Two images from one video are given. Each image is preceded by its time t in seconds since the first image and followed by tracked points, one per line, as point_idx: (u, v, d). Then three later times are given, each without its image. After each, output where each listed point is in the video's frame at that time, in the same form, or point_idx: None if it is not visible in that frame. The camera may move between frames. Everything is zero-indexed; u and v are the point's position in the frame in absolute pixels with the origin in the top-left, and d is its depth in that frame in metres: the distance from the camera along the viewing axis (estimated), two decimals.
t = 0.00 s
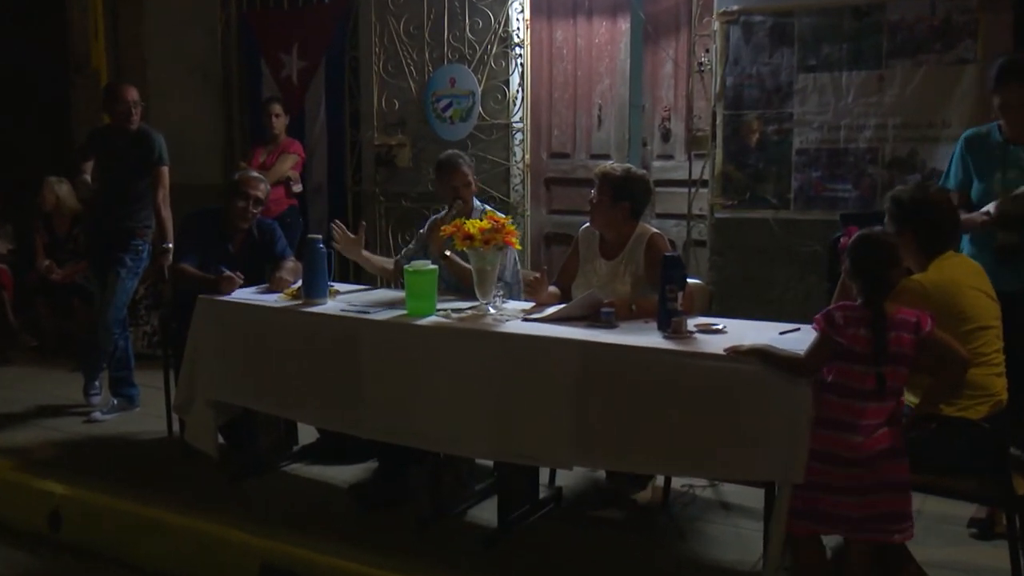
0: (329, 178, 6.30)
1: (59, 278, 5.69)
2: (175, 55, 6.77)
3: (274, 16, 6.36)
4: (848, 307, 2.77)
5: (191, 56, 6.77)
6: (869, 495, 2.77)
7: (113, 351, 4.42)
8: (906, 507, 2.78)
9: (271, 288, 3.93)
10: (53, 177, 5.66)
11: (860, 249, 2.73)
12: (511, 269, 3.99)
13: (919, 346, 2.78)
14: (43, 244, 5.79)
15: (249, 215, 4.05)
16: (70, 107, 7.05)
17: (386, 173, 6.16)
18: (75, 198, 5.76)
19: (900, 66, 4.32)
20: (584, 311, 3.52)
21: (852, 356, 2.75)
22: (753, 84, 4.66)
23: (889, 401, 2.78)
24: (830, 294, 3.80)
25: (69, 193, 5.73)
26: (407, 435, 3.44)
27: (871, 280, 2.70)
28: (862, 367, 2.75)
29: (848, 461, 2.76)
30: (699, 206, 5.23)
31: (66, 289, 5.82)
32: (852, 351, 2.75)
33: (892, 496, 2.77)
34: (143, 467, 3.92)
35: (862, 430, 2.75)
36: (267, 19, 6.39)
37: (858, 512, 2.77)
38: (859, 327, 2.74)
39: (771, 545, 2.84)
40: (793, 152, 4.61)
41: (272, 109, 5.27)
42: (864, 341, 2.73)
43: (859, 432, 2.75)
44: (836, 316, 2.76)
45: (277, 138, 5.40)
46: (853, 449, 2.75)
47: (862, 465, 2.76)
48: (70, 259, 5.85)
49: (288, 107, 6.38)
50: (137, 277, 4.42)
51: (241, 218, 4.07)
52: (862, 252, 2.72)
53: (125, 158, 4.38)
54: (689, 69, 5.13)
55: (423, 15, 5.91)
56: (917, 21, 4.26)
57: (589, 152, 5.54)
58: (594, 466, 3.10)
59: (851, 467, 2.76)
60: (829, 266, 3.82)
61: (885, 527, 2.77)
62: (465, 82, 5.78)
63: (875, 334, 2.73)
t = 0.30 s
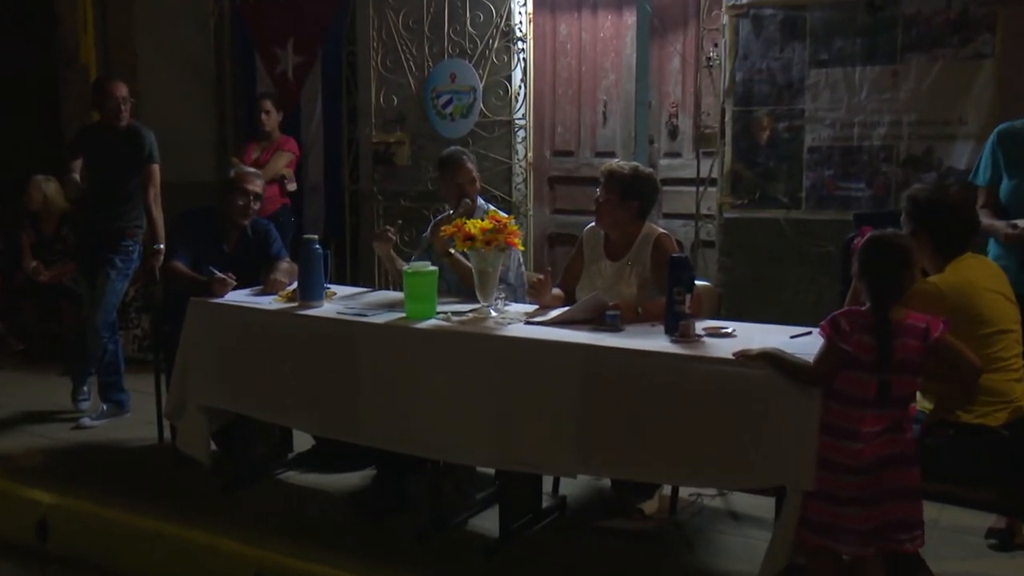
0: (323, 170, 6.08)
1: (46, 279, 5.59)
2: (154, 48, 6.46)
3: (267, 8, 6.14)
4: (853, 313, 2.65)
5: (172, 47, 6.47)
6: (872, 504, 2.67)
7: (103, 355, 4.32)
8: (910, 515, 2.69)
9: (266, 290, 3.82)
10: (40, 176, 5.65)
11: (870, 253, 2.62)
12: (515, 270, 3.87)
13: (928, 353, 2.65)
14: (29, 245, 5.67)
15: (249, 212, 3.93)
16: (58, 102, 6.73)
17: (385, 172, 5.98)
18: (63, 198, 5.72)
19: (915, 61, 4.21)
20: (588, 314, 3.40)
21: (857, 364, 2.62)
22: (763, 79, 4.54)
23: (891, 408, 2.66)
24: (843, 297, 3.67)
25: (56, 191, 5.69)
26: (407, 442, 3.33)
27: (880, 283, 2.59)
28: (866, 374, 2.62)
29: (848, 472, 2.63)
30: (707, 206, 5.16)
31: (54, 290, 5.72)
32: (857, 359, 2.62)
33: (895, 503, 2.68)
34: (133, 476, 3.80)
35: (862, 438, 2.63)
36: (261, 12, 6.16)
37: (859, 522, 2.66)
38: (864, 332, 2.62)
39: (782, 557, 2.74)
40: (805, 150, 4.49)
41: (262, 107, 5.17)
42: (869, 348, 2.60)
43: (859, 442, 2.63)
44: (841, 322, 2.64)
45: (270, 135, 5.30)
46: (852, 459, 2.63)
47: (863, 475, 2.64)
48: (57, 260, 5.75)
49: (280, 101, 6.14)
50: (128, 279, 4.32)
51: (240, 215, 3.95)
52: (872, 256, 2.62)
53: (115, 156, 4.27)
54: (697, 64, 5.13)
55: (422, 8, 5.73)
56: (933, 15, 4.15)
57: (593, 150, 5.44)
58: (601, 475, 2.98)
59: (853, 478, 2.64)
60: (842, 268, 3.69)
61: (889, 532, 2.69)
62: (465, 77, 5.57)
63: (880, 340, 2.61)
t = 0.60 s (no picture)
0: (320, 170, 5.99)
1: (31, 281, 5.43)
2: (148, 46, 6.38)
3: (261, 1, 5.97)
4: (856, 320, 2.59)
5: (170, 45, 6.37)
6: (887, 531, 2.55)
7: (90, 360, 4.21)
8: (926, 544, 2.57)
9: (259, 293, 3.70)
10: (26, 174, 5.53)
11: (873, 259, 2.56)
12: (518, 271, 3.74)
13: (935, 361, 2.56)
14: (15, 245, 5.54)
15: (255, 211, 3.83)
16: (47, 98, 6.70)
17: (382, 169, 5.84)
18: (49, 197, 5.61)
19: (930, 55, 4.09)
20: (592, 317, 3.28)
21: (859, 371, 2.55)
22: (774, 75, 4.42)
23: (909, 430, 2.55)
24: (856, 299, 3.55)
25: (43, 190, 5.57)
26: (405, 449, 3.21)
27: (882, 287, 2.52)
28: (869, 383, 2.54)
29: (859, 490, 2.55)
30: (716, 205, 5.05)
31: (38, 293, 5.59)
32: (858, 365, 2.55)
33: (911, 533, 2.56)
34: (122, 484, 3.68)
35: (874, 456, 2.54)
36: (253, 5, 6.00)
37: (870, 546, 2.56)
38: (864, 339, 2.55)
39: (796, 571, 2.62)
40: (817, 147, 4.37)
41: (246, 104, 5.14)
42: (870, 354, 2.53)
43: (872, 460, 2.54)
44: (844, 330, 2.58)
45: (256, 131, 5.20)
46: (865, 479, 2.54)
47: (874, 496, 2.55)
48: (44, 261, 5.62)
49: (274, 96, 6.02)
50: (115, 280, 4.25)
51: (245, 214, 3.85)
52: (873, 260, 2.56)
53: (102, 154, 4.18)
54: (705, 58, 4.99)
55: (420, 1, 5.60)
56: (950, 8, 4.04)
57: (597, 147, 5.32)
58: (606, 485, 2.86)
59: (863, 497, 2.55)
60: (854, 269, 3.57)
61: (904, 562, 2.56)
62: (465, 73, 5.44)
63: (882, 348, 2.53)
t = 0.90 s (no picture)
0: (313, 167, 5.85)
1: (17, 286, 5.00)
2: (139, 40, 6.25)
3: None
4: (872, 325, 2.55)
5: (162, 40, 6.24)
6: (896, 548, 2.51)
7: (78, 363, 4.14)
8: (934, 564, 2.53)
9: (252, 295, 3.58)
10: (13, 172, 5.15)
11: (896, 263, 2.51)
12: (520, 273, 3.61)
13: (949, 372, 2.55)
14: None
15: (244, 206, 3.71)
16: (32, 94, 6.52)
17: (380, 168, 5.72)
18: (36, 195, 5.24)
19: (946, 49, 3.98)
20: (596, 321, 3.17)
21: (875, 381, 2.52)
22: (784, 69, 4.31)
23: (923, 446, 2.50)
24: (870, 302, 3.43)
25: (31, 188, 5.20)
26: (404, 459, 3.10)
27: (897, 296, 2.48)
28: (881, 394, 2.51)
29: (869, 506, 2.51)
30: (723, 205, 4.95)
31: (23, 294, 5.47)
32: (873, 375, 2.52)
33: (920, 552, 2.51)
34: (110, 494, 3.56)
35: (887, 471, 2.49)
36: None
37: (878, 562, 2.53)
38: (880, 347, 2.51)
39: None
40: (828, 144, 4.25)
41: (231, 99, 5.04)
42: (885, 365, 2.50)
43: (884, 476, 2.49)
44: (860, 334, 2.54)
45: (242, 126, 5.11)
46: (876, 494, 2.50)
47: (885, 513, 2.51)
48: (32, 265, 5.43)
49: (268, 93, 5.90)
50: (103, 283, 4.18)
51: (237, 210, 3.73)
52: (895, 265, 2.51)
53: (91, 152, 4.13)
54: (712, 53, 4.97)
55: None
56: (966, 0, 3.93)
57: (601, 145, 5.21)
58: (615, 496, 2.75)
59: (873, 513, 2.51)
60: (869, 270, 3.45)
61: None
62: (464, 68, 5.31)
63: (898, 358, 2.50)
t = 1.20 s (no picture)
0: (308, 165, 5.74)
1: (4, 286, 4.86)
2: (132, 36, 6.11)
3: None
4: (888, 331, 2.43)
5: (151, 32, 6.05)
6: (906, 560, 2.41)
7: (64, 368, 4.07)
8: None
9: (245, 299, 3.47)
10: None
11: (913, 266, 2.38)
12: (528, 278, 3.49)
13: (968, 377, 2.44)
14: None
15: (214, 204, 3.61)
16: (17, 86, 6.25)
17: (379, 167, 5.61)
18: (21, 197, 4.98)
19: (964, 43, 3.87)
20: (601, 325, 3.06)
21: (889, 389, 2.40)
22: (796, 65, 4.20)
23: (937, 453, 2.40)
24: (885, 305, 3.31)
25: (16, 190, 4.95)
26: (401, 468, 2.98)
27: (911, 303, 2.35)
28: (895, 401, 2.40)
29: (879, 515, 2.41)
30: (734, 205, 4.85)
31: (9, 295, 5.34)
32: (888, 383, 2.40)
33: (934, 565, 2.39)
34: (98, 503, 3.45)
35: (898, 480, 2.38)
36: None
37: None
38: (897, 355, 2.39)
39: None
40: (842, 143, 4.14)
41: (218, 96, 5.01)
42: (900, 373, 2.39)
43: (894, 484, 2.39)
44: (875, 341, 2.42)
45: (230, 125, 5.08)
46: (885, 502, 2.40)
47: (895, 524, 2.40)
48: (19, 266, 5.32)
49: (263, 88, 5.77)
50: (91, 286, 4.11)
51: (207, 208, 3.63)
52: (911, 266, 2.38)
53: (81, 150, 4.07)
54: (722, 47, 4.80)
55: None
56: None
57: (607, 143, 5.08)
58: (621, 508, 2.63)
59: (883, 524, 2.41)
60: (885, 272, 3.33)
61: None
62: (465, 62, 5.20)
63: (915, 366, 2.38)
